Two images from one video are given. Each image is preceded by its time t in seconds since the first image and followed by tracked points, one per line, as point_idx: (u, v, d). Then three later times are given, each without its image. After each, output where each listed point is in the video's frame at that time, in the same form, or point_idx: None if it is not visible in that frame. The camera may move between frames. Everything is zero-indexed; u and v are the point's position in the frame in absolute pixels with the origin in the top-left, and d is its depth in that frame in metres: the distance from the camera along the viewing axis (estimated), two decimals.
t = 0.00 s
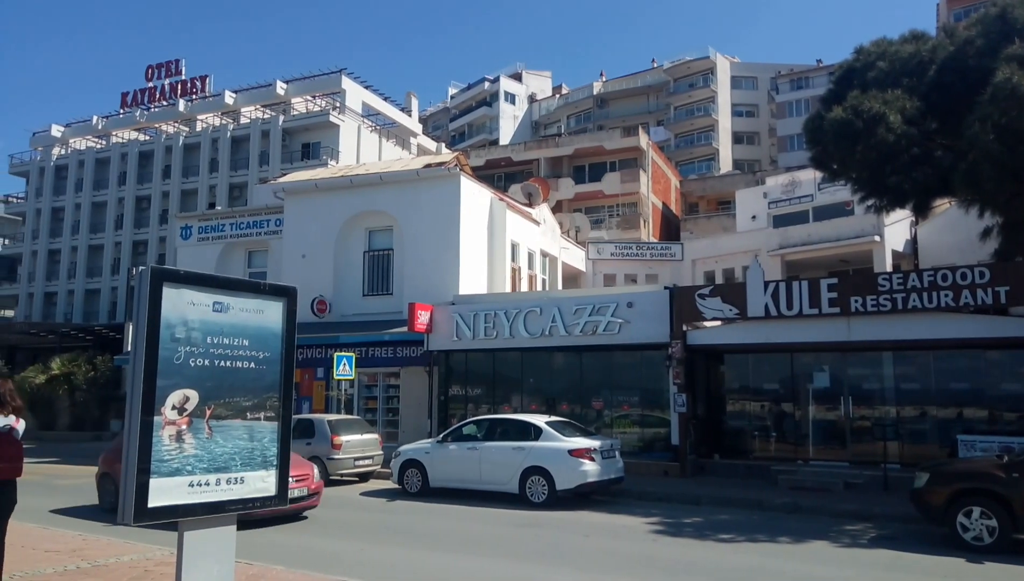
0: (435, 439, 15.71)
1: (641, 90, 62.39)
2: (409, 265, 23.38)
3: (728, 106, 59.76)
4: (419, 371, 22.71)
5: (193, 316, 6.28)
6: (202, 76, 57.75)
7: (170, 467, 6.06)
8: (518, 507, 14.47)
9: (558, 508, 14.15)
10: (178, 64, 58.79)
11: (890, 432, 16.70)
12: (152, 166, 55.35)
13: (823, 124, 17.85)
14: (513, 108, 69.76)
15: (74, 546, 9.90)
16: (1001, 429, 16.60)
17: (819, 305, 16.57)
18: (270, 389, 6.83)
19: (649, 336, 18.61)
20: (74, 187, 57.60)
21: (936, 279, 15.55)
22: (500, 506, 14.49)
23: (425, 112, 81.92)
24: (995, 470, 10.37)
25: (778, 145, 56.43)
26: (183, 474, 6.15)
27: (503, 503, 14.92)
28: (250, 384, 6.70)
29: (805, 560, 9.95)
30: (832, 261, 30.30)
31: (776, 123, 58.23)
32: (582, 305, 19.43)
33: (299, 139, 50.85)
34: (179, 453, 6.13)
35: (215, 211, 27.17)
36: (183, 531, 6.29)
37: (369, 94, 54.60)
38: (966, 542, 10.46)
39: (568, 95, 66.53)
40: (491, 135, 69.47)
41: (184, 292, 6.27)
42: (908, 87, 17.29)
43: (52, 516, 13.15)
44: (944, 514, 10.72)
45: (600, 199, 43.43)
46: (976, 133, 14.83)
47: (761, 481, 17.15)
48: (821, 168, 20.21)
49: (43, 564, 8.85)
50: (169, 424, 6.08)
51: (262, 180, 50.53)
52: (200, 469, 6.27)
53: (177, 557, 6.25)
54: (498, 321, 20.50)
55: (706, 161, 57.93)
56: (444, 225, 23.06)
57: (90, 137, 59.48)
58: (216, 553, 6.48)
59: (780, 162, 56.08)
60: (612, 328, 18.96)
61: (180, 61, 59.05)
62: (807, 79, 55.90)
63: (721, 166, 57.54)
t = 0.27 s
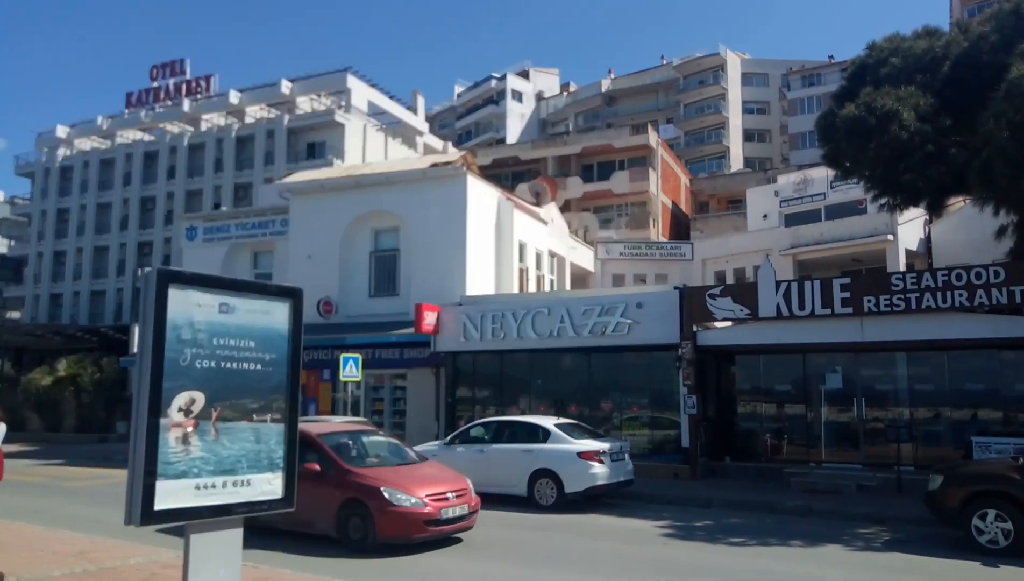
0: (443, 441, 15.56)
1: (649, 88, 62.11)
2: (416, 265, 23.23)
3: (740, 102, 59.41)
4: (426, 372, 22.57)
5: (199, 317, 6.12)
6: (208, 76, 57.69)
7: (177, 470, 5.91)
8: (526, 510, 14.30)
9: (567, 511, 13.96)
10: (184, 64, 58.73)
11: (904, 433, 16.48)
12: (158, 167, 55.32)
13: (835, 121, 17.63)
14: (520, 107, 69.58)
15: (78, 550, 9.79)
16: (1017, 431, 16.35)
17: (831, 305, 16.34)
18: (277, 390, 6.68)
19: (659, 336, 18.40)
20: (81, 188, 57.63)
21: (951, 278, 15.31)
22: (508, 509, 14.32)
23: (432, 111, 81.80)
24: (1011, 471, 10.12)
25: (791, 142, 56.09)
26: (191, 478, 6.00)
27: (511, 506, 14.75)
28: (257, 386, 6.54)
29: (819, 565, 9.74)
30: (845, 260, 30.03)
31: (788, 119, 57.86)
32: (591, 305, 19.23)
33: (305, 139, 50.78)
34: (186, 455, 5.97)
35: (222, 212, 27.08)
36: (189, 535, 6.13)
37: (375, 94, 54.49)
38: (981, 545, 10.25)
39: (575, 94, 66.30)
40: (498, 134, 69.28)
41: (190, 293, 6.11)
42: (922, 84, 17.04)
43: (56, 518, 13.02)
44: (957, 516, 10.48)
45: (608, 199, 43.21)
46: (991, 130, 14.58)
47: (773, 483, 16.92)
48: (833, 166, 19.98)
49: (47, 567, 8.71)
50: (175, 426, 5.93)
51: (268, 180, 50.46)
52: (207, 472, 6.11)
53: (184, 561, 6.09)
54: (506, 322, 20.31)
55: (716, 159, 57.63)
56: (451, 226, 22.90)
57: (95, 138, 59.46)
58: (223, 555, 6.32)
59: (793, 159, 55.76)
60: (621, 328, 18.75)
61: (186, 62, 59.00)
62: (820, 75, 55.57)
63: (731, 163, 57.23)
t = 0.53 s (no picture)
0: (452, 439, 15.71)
1: (658, 87, 62.12)
2: (426, 265, 23.40)
3: (746, 103, 59.38)
4: (436, 371, 22.74)
5: (213, 317, 6.30)
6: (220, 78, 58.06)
7: (191, 467, 6.08)
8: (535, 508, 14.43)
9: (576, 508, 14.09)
10: (196, 66, 59.15)
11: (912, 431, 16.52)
12: (171, 168, 55.77)
13: (843, 121, 17.68)
14: (529, 107, 69.69)
15: (96, 546, 9.98)
16: None
17: (839, 304, 16.40)
18: (290, 389, 6.84)
19: (666, 336, 18.50)
20: (95, 189, 58.18)
21: (959, 277, 15.37)
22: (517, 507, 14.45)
23: (441, 112, 82.04)
24: (1021, 471, 10.16)
25: (797, 142, 56.05)
26: (208, 475, 6.19)
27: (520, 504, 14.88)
28: (270, 384, 6.71)
29: (827, 562, 9.82)
30: (853, 260, 30.02)
31: (795, 120, 57.80)
32: (599, 305, 19.34)
33: (315, 140, 51.11)
34: (200, 453, 6.15)
35: (234, 213, 27.33)
36: (203, 531, 6.30)
37: (385, 95, 54.71)
38: (991, 544, 10.29)
39: (584, 94, 66.37)
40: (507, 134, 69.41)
41: (205, 293, 6.29)
42: (929, 83, 17.05)
43: (74, 514, 13.26)
44: (967, 515, 10.55)
45: (616, 198, 43.27)
46: (999, 129, 14.59)
47: (781, 482, 16.99)
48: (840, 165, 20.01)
49: (66, 562, 8.91)
50: (189, 424, 6.11)
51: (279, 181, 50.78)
52: (221, 469, 6.28)
53: (199, 557, 6.26)
54: (515, 321, 20.46)
55: (723, 158, 57.62)
56: (461, 225, 23.05)
57: (109, 139, 59.98)
58: (236, 552, 6.49)
59: (799, 159, 55.70)
60: (630, 327, 18.85)
61: (198, 64, 59.41)
62: (827, 76, 55.38)
63: (738, 164, 57.21)
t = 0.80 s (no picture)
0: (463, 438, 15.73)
1: (667, 87, 61.99)
2: (436, 265, 23.43)
3: (756, 101, 59.16)
4: (446, 371, 22.75)
5: (226, 317, 6.34)
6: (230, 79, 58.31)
7: (203, 466, 6.10)
8: (546, 508, 14.41)
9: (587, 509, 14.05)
10: (207, 68, 59.40)
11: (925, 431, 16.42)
12: (183, 170, 56.04)
13: (855, 119, 17.59)
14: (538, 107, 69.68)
15: (109, 544, 10.04)
16: None
17: (851, 303, 16.32)
18: (302, 388, 6.87)
19: (677, 335, 18.45)
20: (107, 190, 58.53)
21: (973, 276, 15.27)
22: (528, 507, 14.43)
23: (451, 112, 82.13)
24: None
25: (808, 141, 55.82)
26: (223, 476, 6.23)
27: (531, 503, 14.87)
28: (282, 384, 6.73)
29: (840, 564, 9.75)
30: (864, 259, 29.86)
31: (805, 118, 57.54)
32: (609, 304, 19.32)
33: (325, 141, 51.28)
34: (213, 452, 6.17)
35: (245, 213, 27.45)
36: (216, 529, 6.33)
37: (395, 95, 54.82)
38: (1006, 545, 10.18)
39: (593, 94, 66.31)
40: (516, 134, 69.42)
41: (217, 293, 6.31)
42: (942, 80, 16.93)
43: (88, 514, 13.33)
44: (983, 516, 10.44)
45: (626, 198, 43.18)
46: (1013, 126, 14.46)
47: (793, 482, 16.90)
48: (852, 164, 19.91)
49: (80, 562, 8.97)
50: (202, 424, 6.13)
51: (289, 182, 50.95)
52: (234, 469, 6.30)
53: (212, 555, 6.29)
54: (525, 321, 20.47)
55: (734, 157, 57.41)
56: (471, 225, 23.05)
57: (121, 141, 60.33)
58: (248, 553, 6.51)
59: (810, 158, 55.47)
60: (640, 327, 18.81)
61: (209, 65, 59.71)
62: (838, 74, 55.11)
63: (749, 162, 57.01)
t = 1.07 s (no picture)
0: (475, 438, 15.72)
1: (679, 85, 61.80)
2: (448, 265, 23.45)
3: (769, 100, 58.90)
4: (458, 370, 22.76)
5: (240, 317, 6.35)
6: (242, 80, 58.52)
7: (218, 465, 6.12)
8: (559, 508, 14.40)
9: (599, 509, 14.03)
10: (220, 69, 59.64)
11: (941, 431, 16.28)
12: (196, 170, 56.33)
13: (869, 117, 17.46)
14: (549, 106, 69.63)
15: (124, 543, 10.08)
16: None
17: (866, 302, 16.20)
18: (316, 388, 6.88)
19: (690, 335, 18.39)
20: (121, 191, 58.89)
21: (989, 275, 15.12)
22: (541, 507, 14.43)
23: (462, 112, 82.20)
24: None
25: (821, 140, 55.54)
26: (237, 475, 6.24)
27: (544, 503, 14.86)
28: (296, 383, 6.75)
29: (855, 564, 9.70)
30: (878, 258, 29.67)
31: (818, 116, 57.23)
32: (621, 304, 19.27)
33: (337, 141, 51.42)
34: (227, 452, 6.19)
35: (258, 213, 27.56)
36: (231, 527, 6.35)
37: (406, 95, 54.89)
38: None
39: (604, 92, 66.21)
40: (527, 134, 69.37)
41: (232, 293, 6.33)
42: (958, 78, 16.78)
43: (103, 512, 13.41)
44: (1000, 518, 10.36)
45: (638, 197, 43.06)
46: None
47: (807, 483, 16.79)
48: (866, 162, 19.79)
49: (97, 560, 9.02)
50: (217, 423, 6.15)
51: (301, 182, 51.13)
52: (248, 468, 6.32)
53: (227, 553, 6.31)
54: (537, 320, 20.44)
55: (746, 156, 57.18)
56: (483, 225, 23.06)
57: (135, 142, 60.68)
58: (263, 552, 6.53)
59: (823, 156, 55.18)
60: (652, 327, 18.73)
61: (222, 66, 59.97)
62: (851, 71, 54.76)
63: (761, 161, 56.77)
